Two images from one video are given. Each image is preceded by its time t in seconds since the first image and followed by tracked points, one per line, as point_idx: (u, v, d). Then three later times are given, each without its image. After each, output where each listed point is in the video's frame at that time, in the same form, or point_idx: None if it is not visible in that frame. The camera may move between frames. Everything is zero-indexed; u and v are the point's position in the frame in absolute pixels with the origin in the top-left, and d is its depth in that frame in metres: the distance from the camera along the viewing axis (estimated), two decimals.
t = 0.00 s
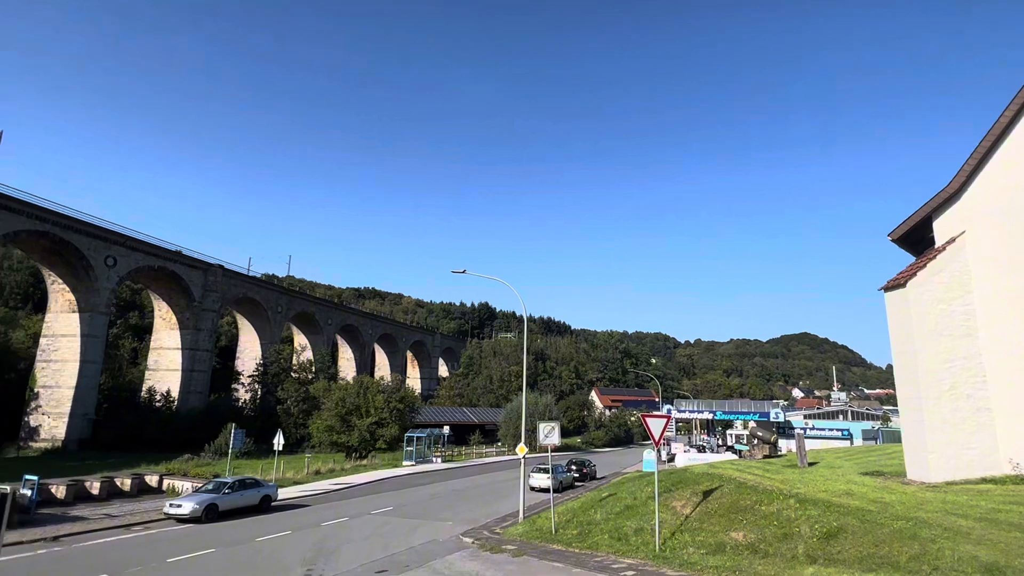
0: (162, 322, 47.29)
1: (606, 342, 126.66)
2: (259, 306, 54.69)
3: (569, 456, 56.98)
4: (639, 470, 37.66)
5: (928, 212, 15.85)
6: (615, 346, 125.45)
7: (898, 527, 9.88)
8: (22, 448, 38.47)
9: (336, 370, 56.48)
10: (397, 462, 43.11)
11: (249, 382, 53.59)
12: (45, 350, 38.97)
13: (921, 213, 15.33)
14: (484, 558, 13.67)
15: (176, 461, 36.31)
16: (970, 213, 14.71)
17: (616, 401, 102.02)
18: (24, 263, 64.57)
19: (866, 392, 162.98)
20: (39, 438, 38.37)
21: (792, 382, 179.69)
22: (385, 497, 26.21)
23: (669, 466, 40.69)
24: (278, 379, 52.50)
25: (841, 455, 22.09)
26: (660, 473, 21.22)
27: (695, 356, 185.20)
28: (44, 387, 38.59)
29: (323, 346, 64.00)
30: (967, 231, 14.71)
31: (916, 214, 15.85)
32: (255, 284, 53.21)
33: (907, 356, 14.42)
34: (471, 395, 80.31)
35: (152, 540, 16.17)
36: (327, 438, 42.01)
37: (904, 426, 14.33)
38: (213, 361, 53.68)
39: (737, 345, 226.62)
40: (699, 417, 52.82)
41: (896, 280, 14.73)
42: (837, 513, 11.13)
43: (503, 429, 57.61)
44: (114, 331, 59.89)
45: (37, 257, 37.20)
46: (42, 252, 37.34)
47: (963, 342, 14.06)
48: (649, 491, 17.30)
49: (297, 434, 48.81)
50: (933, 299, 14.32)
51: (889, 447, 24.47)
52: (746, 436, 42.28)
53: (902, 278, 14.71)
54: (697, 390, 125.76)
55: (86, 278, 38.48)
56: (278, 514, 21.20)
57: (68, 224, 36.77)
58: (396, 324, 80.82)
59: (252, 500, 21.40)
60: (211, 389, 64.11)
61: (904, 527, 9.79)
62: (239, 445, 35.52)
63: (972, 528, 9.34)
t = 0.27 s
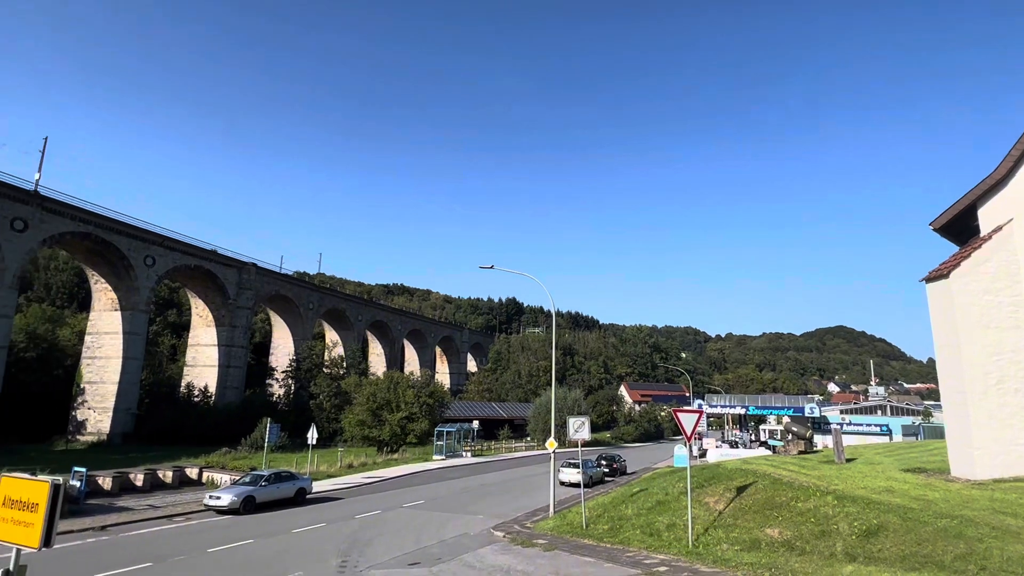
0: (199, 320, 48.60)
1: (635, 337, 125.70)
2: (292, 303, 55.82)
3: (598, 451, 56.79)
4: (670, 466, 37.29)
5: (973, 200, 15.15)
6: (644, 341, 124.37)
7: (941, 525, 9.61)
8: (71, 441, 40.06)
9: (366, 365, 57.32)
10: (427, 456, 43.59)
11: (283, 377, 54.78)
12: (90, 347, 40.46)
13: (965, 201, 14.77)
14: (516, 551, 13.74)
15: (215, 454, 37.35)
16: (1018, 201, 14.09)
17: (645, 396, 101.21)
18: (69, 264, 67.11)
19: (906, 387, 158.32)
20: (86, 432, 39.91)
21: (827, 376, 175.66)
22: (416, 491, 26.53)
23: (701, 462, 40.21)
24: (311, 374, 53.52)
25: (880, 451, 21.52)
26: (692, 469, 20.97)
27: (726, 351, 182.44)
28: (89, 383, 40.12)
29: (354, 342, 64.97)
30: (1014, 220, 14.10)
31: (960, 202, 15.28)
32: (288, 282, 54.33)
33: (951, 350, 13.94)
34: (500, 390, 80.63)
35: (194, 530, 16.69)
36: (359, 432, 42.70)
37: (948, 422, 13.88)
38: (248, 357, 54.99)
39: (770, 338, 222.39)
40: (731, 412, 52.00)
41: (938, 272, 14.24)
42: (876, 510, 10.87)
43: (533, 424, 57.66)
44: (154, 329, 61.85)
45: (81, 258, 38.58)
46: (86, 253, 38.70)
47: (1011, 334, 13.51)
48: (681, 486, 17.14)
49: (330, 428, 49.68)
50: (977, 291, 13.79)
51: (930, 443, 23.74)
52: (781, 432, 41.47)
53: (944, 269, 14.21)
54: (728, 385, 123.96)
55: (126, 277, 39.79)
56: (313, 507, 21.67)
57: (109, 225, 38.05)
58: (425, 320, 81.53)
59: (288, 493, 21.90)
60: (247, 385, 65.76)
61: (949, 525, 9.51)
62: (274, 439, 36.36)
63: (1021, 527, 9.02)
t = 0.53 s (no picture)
0: (231, 317, 49.68)
1: (662, 331, 124.60)
2: (320, 300, 56.72)
3: (625, 445, 56.52)
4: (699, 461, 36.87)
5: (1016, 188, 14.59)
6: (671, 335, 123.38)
7: (983, 523, 9.35)
8: (111, 435, 41.40)
9: (393, 361, 57.96)
10: (455, 450, 43.91)
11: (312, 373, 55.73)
12: (128, 344, 41.73)
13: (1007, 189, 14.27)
14: (544, 546, 13.76)
15: (248, 448, 38.25)
16: None
17: (673, 391, 100.29)
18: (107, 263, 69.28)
19: (943, 380, 153.79)
20: (125, 426, 41.19)
21: (861, 370, 171.66)
22: (444, 484, 26.77)
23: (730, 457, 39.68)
24: (339, 370, 54.37)
25: (918, 446, 20.95)
26: (721, 465, 20.73)
27: (756, 344, 179.60)
28: (128, 378, 41.40)
29: (381, 338, 65.69)
30: None
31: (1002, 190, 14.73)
32: (316, 279, 55.22)
33: (993, 343, 13.48)
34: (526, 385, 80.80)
35: (228, 522, 17.10)
36: (387, 427, 43.22)
37: (990, 417, 13.46)
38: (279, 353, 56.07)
39: (801, 332, 218.15)
40: (761, 406, 51.18)
41: (980, 263, 13.77)
42: (915, 508, 10.62)
43: (559, 419, 57.57)
44: (188, 326, 63.49)
45: (118, 257, 39.78)
46: (122, 253, 39.86)
47: None
48: (711, 482, 16.94)
49: (359, 423, 50.37)
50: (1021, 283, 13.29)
51: (970, 439, 23.07)
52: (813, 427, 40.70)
53: (985, 260, 13.74)
54: (758, 379, 122.12)
55: (161, 275, 40.91)
56: (344, 500, 22.02)
57: (144, 225, 39.15)
58: (450, 315, 82.01)
59: (319, 486, 22.31)
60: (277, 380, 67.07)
61: (992, 523, 9.24)
62: (305, 433, 37.05)
63: None
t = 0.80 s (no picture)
0: (259, 314, 50.61)
1: (686, 325, 123.31)
2: (344, 296, 57.43)
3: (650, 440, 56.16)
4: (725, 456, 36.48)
5: None
6: (695, 329, 122.09)
7: None
8: (145, 429, 42.56)
9: (417, 356, 58.46)
10: (479, 445, 44.16)
11: (338, 369, 56.52)
12: (160, 341, 42.80)
13: None
14: (570, 540, 13.77)
15: (277, 442, 38.98)
16: None
17: (698, 385, 99.32)
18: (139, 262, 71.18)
19: (979, 374, 149.46)
20: (159, 421, 42.30)
21: (892, 364, 167.77)
22: (469, 479, 26.95)
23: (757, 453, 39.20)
24: (364, 365, 55.04)
25: (954, 442, 20.40)
26: (749, 460, 20.48)
27: (783, 338, 176.75)
28: (160, 375, 42.48)
29: (405, 334, 66.26)
30: None
31: None
32: (340, 276, 55.92)
33: None
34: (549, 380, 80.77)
35: (259, 514, 17.46)
36: (412, 422, 43.63)
37: None
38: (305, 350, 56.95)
39: (829, 325, 213.94)
40: (789, 401, 50.38)
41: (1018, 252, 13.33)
42: (952, 505, 10.37)
43: (583, 414, 57.46)
44: (217, 323, 64.89)
45: (150, 257, 40.79)
46: (153, 252, 40.87)
47: None
48: (739, 477, 16.73)
49: (384, 418, 50.92)
50: None
51: (1009, 434, 22.39)
52: (843, 422, 39.92)
53: None
54: (785, 373, 120.23)
55: (191, 274, 41.85)
56: (370, 494, 22.32)
57: (174, 225, 40.07)
58: (473, 310, 82.34)
59: (347, 480, 22.64)
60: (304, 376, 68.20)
61: None
62: (332, 428, 37.61)
63: None
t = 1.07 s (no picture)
0: (283, 311, 51.35)
1: (709, 320, 121.95)
2: (366, 293, 57.95)
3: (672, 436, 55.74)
4: (750, 451, 36.03)
5: None
6: (717, 324, 120.76)
7: None
8: (175, 425, 43.54)
9: (438, 352, 58.78)
10: (501, 440, 44.29)
11: (361, 365, 57.11)
12: (188, 339, 43.71)
13: None
14: (593, 535, 13.72)
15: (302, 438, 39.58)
16: None
17: (721, 380, 98.24)
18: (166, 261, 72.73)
19: (1014, 368, 145.30)
20: (188, 416, 43.23)
21: (922, 358, 163.95)
22: (491, 474, 27.02)
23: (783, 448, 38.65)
24: (386, 361, 55.55)
25: (988, 437, 19.84)
26: (774, 455, 20.18)
27: (808, 332, 173.90)
28: (188, 371, 43.41)
29: (426, 330, 66.65)
30: None
31: None
32: (362, 273, 56.42)
33: None
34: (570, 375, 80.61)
35: (285, 508, 17.76)
36: (434, 417, 43.90)
37: None
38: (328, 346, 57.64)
39: (856, 318, 209.80)
40: (815, 396, 49.57)
41: None
42: (986, 502, 10.09)
43: (604, 409, 57.24)
44: (243, 320, 66.05)
45: (177, 256, 41.65)
46: (181, 252, 41.73)
47: None
48: (764, 473, 16.51)
49: (406, 413, 51.32)
50: None
51: None
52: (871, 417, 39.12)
53: None
54: (811, 367, 118.32)
55: (217, 272, 42.63)
56: (394, 488, 22.52)
57: (200, 225, 40.83)
58: (494, 306, 82.44)
59: (370, 474, 22.90)
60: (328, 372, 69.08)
61: None
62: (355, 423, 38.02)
63: None
